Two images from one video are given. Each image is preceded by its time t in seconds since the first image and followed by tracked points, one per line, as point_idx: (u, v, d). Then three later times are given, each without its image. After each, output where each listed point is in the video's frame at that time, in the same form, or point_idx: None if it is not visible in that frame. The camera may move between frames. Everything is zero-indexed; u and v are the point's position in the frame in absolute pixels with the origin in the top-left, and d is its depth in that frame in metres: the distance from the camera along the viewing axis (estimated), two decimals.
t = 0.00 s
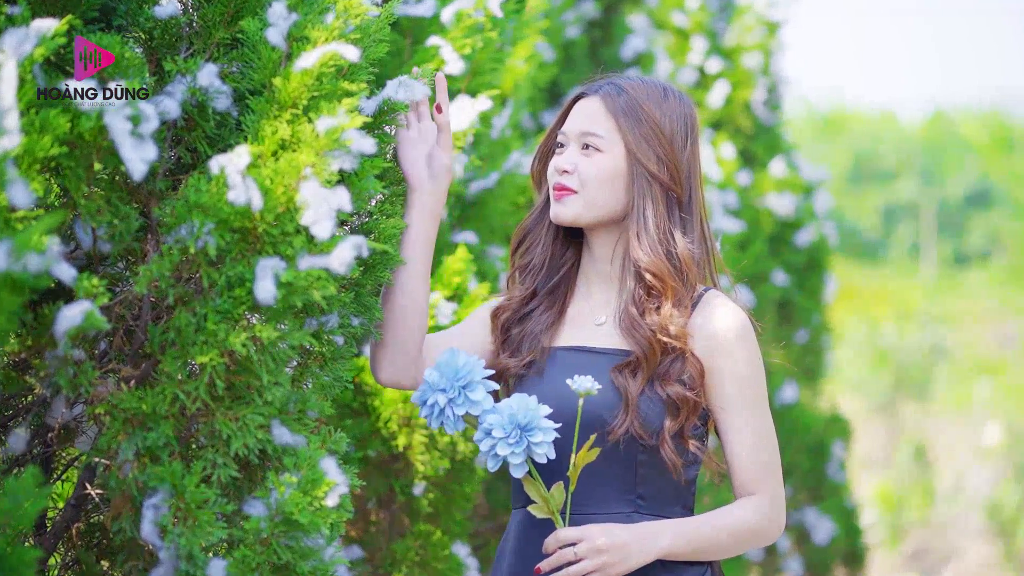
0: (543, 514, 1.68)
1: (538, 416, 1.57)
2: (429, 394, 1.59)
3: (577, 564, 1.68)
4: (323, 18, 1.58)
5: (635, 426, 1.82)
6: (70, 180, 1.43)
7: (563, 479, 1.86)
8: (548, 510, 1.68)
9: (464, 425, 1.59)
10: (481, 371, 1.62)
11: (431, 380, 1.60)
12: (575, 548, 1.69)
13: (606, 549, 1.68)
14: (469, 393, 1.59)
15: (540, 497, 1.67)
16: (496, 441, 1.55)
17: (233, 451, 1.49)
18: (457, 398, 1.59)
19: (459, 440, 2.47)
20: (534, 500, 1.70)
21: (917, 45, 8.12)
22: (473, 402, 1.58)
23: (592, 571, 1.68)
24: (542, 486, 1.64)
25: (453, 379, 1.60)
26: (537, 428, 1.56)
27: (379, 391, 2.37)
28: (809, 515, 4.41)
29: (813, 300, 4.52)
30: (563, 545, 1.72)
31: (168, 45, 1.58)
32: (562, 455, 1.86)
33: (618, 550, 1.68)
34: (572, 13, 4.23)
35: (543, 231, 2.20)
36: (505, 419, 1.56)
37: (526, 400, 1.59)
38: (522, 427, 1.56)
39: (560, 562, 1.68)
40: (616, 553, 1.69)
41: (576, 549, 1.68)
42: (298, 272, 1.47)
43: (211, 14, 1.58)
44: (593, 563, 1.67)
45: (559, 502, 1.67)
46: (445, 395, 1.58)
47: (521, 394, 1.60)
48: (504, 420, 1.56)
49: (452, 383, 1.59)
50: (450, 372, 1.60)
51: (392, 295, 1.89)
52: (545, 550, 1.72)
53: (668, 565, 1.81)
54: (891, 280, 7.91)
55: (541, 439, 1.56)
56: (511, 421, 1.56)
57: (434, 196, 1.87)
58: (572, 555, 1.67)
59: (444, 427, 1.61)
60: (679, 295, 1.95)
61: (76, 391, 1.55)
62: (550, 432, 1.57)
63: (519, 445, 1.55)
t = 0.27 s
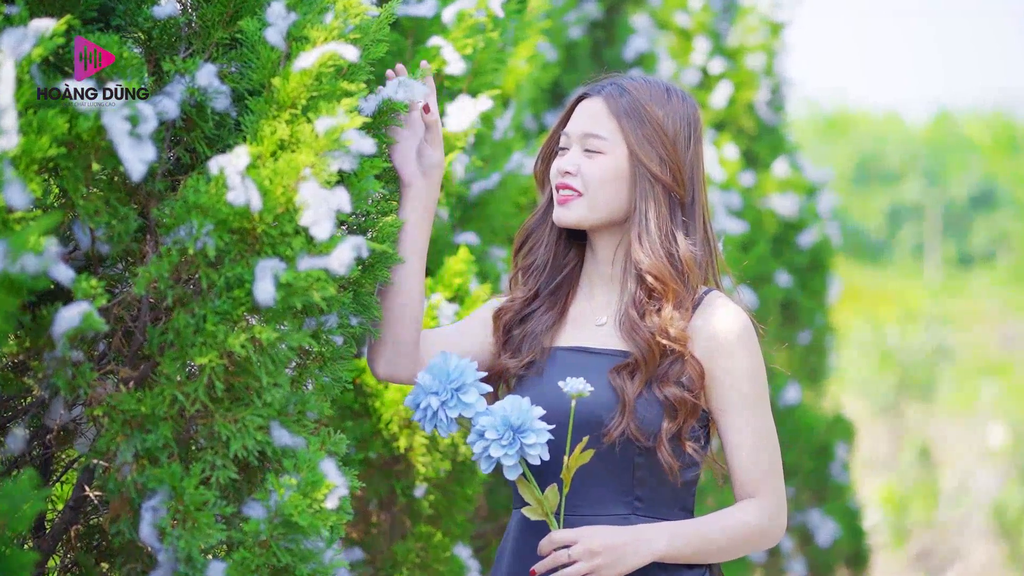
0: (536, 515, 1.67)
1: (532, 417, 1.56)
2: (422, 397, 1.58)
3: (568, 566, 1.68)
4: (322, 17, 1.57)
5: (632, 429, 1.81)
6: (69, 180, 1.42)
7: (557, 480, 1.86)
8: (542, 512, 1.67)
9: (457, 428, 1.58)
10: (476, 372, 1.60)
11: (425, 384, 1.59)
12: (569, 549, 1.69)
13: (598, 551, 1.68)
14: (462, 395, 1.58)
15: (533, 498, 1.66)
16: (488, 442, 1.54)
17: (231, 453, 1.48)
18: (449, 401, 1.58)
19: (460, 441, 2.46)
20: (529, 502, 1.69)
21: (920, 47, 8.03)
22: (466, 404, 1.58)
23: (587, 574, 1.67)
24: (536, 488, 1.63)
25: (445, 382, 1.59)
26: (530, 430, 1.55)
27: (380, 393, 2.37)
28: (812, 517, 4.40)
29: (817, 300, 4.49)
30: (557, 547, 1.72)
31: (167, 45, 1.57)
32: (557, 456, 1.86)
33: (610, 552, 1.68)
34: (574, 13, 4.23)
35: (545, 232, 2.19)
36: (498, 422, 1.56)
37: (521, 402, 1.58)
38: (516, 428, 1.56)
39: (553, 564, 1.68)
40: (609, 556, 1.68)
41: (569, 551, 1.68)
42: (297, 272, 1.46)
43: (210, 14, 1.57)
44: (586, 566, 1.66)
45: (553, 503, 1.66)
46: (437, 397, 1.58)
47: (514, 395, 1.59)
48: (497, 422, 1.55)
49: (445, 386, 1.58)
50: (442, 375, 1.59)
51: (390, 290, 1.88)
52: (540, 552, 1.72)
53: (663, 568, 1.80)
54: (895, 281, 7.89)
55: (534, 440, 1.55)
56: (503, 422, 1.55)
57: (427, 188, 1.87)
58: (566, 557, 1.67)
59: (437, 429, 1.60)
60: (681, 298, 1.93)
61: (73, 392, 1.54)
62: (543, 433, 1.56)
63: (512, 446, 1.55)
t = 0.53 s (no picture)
0: (531, 516, 1.66)
1: (529, 417, 1.56)
2: (419, 395, 1.57)
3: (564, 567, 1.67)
4: (320, 16, 1.56)
5: (628, 430, 1.80)
6: (66, 180, 1.42)
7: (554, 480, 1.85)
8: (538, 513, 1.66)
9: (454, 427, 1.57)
10: (474, 372, 1.59)
11: (422, 382, 1.57)
12: (563, 550, 1.68)
13: (594, 552, 1.66)
14: (459, 394, 1.57)
15: (528, 499, 1.65)
16: (485, 443, 1.53)
17: (229, 453, 1.48)
18: (445, 400, 1.56)
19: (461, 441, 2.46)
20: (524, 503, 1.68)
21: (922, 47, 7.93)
22: (463, 403, 1.56)
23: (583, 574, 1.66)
24: (532, 488, 1.62)
25: (443, 380, 1.57)
26: (527, 430, 1.55)
27: (380, 393, 2.36)
28: (815, 517, 4.39)
29: (819, 300, 4.48)
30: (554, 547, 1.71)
31: (165, 44, 1.57)
32: (554, 456, 1.85)
33: (606, 553, 1.67)
34: (576, 13, 4.23)
35: (548, 231, 2.18)
36: (495, 422, 1.54)
37: (518, 402, 1.57)
38: (513, 429, 1.55)
39: (548, 564, 1.67)
40: (604, 557, 1.67)
41: (563, 551, 1.67)
42: (294, 272, 1.45)
43: (208, 13, 1.56)
44: (581, 567, 1.65)
45: (547, 504, 1.64)
46: (434, 396, 1.56)
47: (512, 395, 1.58)
48: (494, 421, 1.54)
49: (443, 384, 1.57)
50: (440, 373, 1.58)
51: (387, 290, 1.87)
52: (535, 552, 1.72)
53: (659, 569, 1.80)
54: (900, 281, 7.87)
55: (531, 441, 1.54)
56: (500, 422, 1.54)
57: (420, 187, 1.86)
58: (560, 557, 1.66)
59: (434, 428, 1.58)
60: (681, 299, 1.92)
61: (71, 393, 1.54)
62: (541, 434, 1.56)
63: (509, 446, 1.54)
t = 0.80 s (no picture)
0: (526, 518, 1.65)
1: (526, 419, 1.55)
2: (415, 396, 1.56)
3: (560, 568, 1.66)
4: (316, 16, 1.56)
5: (623, 432, 1.80)
6: (60, 179, 1.41)
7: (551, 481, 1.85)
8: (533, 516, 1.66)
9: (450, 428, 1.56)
10: (471, 373, 1.58)
11: (418, 383, 1.56)
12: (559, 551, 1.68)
13: (590, 554, 1.66)
14: (455, 395, 1.56)
15: (524, 500, 1.64)
16: (481, 445, 1.53)
17: (224, 454, 1.47)
18: (442, 402, 1.56)
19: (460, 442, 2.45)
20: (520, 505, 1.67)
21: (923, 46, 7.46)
22: (460, 405, 1.55)
23: None
24: (527, 490, 1.61)
25: (439, 382, 1.57)
26: (524, 431, 1.54)
27: (379, 394, 2.36)
28: (816, 518, 4.37)
29: (821, 301, 4.46)
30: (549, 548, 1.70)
31: (161, 44, 1.56)
32: (551, 457, 1.85)
33: (602, 555, 1.66)
34: (576, 12, 4.22)
35: (549, 230, 2.17)
36: (492, 424, 1.54)
37: (516, 403, 1.57)
38: (510, 431, 1.54)
39: (543, 566, 1.66)
40: (599, 559, 1.66)
41: (559, 552, 1.66)
42: (290, 273, 1.45)
43: (204, 12, 1.56)
44: (576, 568, 1.65)
45: (543, 506, 1.64)
46: (431, 397, 1.55)
47: (507, 396, 1.57)
48: (490, 423, 1.54)
49: (439, 385, 1.56)
50: (437, 374, 1.57)
51: (383, 289, 1.86)
52: (531, 553, 1.71)
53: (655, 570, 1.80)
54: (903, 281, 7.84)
55: (528, 442, 1.54)
56: (498, 424, 1.53)
57: (411, 186, 1.85)
58: (555, 559, 1.66)
59: (430, 429, 1.57)
60: (680, 301, 1.91)
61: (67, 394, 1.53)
62: (537, 435, 1.56)
63: (506, 448, 1.54)
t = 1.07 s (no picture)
0: (522, 519, 1.64)
1: (521, 420, 1.55)
2: (409, 398, 1.55)
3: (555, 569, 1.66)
4: (310, 15, 1.56)
5: (619, 433, 1.79)
6: (53, 179, 1.41)
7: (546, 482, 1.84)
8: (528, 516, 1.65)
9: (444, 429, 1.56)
10: (464, 374, 1.58)
11: (413, 385, 1.56)
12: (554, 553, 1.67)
13: (585, 555, 1.65)
14: (449, 396, 1.55)
15: (519, 501, 1.64)
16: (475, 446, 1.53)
17: (218, 455, 1.47)
18: (435, 403, 1.55)
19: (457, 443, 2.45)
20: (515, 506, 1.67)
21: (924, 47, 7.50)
22: (453, 406, 1.55)
23: None
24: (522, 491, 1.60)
25: (433, 383, 1.56)
26: (518, 433, 1.54)
27: (376, 394, 2.36)
28: (817, 518, 4.36)
29: (822, 301, 4.45)
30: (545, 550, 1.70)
31: (155, 44, 1.56)
32: (546, 457, 1.85)
33: (597, 557, 1.66)
34: (576, 13, 4.22)
35: (546, 229, 2.16)
36: (486, 425, 1.54)
37: (511, 404, 1.57)
38: (503, 432, 1.54)
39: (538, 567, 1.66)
40: (595, 561, 1.66)
41: (554, 554, 1.66)
42: (284, 273, 1.44)
43: (198, 11, 1.56)
44: (571, 570, 1.64)
45: (538, 507, 1.63)
46: (425, 399, 1.55)
47: (502, 397, 1.57)
48: (485, 424, 1.53)
49: (433, 387, 1.56)
50: (431, 376, 1.57)
51: (379, 289, 1.86)
52: (526, 555, 1.71)
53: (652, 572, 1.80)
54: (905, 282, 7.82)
55: (522, 444, 1.54)
56: (491, 425, 1.53)
57: (405, 187, 1.84)
58: (550, 560, 1.66)
59: (425, 430, 1.57)
60: (678, 301, 1.90)
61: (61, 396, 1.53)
62: (532, 437, 1.56)
63: (500, 449, 1.53)
